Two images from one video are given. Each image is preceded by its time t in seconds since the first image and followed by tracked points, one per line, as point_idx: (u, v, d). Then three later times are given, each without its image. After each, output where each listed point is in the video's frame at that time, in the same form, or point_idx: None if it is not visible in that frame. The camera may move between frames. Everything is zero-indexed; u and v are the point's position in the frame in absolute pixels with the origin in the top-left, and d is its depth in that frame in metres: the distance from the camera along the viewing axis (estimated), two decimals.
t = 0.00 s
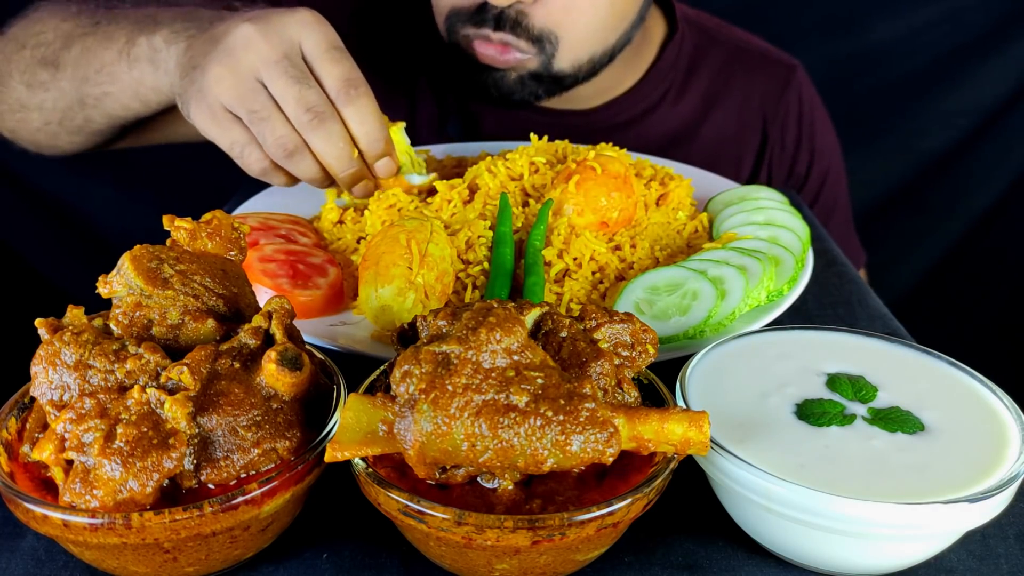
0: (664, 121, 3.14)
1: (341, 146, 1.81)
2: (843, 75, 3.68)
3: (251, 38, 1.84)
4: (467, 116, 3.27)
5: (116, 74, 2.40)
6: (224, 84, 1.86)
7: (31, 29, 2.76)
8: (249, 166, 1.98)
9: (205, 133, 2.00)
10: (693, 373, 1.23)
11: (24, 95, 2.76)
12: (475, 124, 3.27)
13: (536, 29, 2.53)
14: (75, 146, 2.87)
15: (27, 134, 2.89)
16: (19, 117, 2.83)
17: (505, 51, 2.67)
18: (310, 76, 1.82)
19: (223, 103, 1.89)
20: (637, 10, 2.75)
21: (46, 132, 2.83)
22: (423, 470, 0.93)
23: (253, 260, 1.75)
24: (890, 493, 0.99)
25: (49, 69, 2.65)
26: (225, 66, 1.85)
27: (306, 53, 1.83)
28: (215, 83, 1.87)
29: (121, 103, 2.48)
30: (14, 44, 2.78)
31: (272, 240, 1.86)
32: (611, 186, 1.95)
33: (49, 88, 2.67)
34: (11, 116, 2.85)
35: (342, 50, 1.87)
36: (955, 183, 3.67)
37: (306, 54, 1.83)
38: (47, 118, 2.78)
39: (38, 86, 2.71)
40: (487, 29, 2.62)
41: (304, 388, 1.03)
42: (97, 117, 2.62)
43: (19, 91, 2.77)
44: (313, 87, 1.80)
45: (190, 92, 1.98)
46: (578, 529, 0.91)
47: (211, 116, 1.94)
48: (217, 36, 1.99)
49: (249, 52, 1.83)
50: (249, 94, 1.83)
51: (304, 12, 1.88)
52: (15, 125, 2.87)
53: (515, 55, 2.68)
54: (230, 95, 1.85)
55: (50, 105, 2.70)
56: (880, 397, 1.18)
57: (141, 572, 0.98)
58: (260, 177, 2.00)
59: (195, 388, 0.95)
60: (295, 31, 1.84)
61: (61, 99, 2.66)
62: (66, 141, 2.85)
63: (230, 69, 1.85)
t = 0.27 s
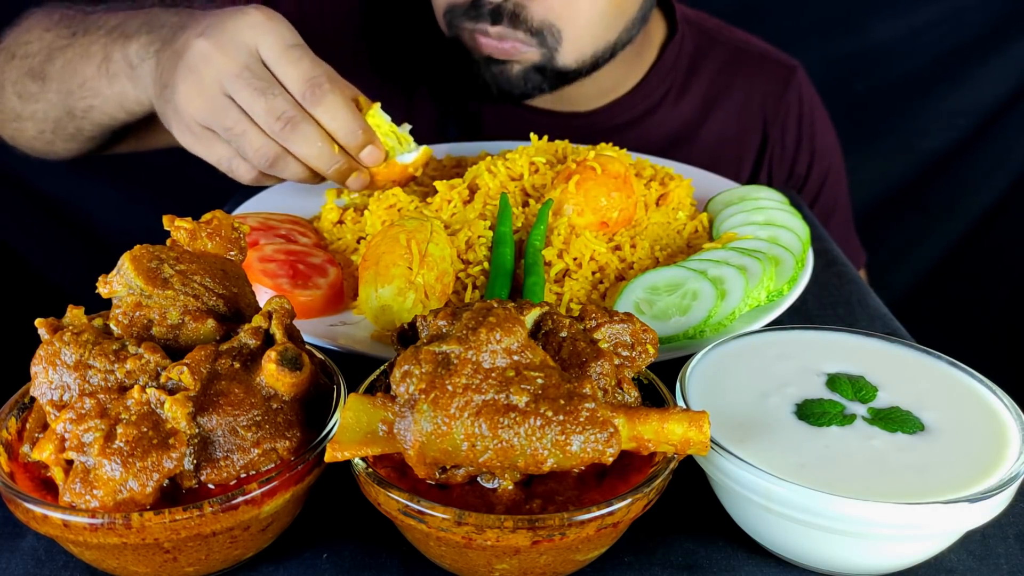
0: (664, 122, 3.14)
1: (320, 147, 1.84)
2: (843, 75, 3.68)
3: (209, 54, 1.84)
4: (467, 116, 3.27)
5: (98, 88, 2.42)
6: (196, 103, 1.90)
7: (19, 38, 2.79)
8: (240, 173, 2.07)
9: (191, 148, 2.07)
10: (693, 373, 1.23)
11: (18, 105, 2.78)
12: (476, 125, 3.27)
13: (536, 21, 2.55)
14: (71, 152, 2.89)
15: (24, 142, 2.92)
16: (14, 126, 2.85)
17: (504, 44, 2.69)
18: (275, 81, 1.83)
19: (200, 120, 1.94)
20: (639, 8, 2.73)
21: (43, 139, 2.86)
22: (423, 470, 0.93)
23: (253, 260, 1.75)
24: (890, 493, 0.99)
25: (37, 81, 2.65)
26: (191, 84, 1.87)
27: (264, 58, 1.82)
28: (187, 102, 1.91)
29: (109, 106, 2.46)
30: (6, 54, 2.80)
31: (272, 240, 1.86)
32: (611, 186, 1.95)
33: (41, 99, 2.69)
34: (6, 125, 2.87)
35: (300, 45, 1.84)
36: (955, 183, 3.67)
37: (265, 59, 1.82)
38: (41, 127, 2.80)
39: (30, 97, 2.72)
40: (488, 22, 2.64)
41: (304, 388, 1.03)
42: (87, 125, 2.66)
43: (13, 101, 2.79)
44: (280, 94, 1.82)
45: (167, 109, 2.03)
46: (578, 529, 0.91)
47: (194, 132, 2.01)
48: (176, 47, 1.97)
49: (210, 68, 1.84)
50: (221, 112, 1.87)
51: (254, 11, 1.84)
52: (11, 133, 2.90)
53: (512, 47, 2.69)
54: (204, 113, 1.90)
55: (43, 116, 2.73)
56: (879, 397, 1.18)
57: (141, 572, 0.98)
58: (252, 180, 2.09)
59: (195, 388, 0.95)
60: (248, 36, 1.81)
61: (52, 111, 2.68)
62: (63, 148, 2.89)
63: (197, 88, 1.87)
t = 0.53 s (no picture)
0: (664, 123, 3.14)
1: (322, 149, 1.86)
2: (842, 76, 3.68)
3: (207, 67, 1.87)
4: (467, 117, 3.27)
5: (95, 101, 2.46)
6: (198, 116, 1.94)
7: (14, 49, 2.79)
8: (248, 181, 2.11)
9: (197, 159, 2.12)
10: (694, 373, 1.23)
11: (16, 116, 2.79)
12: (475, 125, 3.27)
13: (532, 29, 2.55)
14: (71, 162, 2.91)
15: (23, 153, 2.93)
16: (12, 137, 2.86)
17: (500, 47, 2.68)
18: (273, 89, 1.85)
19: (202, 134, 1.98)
20: (635, 10, 2.73)
21: (42, 151, 2.87)
22: (423, 470, 0.93)
23: (253, 260, 1.75)
24: (890, 492, 0.99)
25: (34, 94, 2.67)
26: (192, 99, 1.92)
27: (259, 67, 1.84)
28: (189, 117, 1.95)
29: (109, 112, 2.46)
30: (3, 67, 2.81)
31: (272, 240, 1.86)
32: (611, 186, 1.95)
33: (38, 111, 2.70)
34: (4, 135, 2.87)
35: (293, 51, 1.85)
36: (955, 184, 3.67)
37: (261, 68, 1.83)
38: (40, 138, 2.81)
39: (27, 109, 2.73)
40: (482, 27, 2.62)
41: (303, 388, 1.03)
42: (83, 136, 2.68)
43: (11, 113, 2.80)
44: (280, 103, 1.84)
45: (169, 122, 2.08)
46: (578, 529, 0.91)
47: (198, 143, 2.06)
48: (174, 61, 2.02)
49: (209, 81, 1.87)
50: (222, 124, 1.91)
51: (245, 20, 1.86)
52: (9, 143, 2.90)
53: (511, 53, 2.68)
54: (207, 125, 1.94)
55: (41, 128, 2.74)
56: (880, 397, 1.18)
57: (141, 572, 0.98)
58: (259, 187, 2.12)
59: (195, 388, 0.95)
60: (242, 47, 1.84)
61: (50, 123, 2.69)
62: (62, 158, 2.90)
63: (198, 102, 1.91)
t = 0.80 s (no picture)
0: (664, 123, 3.14)
1: (346, 133, 1.87)
2: (842, 76, 3.68)
3: (225, 64, 1.88)
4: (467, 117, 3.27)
5: (104, 102, 2.47)
6: (221, 113, 1.95)
7: (16, 52, 2.80)
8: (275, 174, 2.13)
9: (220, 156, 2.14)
10: (693, 373, 1.23)
11: (20, 119, 2.80)
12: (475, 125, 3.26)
13: (525, 23, 2.55)
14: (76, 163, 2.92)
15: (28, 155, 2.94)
16: (17, 139, 2.87)
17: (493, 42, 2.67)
18: (292, 78, 1.85)
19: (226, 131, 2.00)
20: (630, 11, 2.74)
21: (47, 153, 2.89)
22: (423, 470, 0.93)
23: (253, 260, 1.75)
24: (890, 492, 0.99)
25: (38, 96, 2.67)
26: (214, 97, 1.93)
27: (276, 57, 1.83)
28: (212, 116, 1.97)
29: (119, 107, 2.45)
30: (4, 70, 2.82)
31: (272, 240, 1.86)
32: (611, 186, 1.95)
33: (43, 113, 2.71)
34: (8, 138, 2.88)
35: (307, 38, 1.84)
36: (955, 184, 3.67)
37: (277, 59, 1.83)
38: (44, 140, 2.83)
39: (32, 111, 2.74)
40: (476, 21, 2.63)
41: (304, 388, 1.03)
42: (90, 137, 2.70)
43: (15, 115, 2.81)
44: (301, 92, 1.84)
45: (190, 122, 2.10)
46: (578, 529, 0.91)
47: (221, 139, 2.07)
48: (188, 61, 2.02)
49: (228, 78, 1.88)
50: (247, 118, 1.92)
51: (256, 13, 1.86)
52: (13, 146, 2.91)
53: (504, 46, 2.67)
54: (230, 121, 1.95)
55: (46, 130, 2.75)
56: (880, 397, 1.18)
57: (141, 572, 0.98)
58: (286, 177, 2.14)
59: (195, 388, 0.95)
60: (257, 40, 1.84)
61: (55, 124, 2.71)
62: (67, 160, 2.91)
63: (219, 99, 1.92)
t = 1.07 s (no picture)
0: (663, 124, 3.14)
1: (386, 115, 1.90)
2: (842, 76, 3.67)
3: (262, 59, 1.91)
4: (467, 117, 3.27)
5: (122, 102, 2.50)
6: (262, 108, 1.99)
7: (22, 53, 2.79)
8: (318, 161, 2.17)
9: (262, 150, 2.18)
10: (693, 373, 1.23)
11: (30, 120, 2.81)
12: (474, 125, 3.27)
13: (522, 26, 2.54)
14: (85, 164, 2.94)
15: (35, 157, 2.95)
16: (26, 141, 2.88)
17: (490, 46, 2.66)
18: (328, 65, 1.88)
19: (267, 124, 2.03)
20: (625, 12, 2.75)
21: (56, 154, 2.90)
22: (423, 470, 0.93)
23: (253, 260, 1.75)
24: (890, 492, 0.99)
25: (49, 97, 2.69)
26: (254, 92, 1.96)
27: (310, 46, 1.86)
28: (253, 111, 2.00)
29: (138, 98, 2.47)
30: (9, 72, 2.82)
31: (272, 240, 1.86)
32: (611, 186, 1.95)
33: (54, 115, 2.73)
34: (16, 140, 2.89)
35: (338, 25, 1.86)
36: (955, 184, 3.67)
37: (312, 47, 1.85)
38: (54, 141, 2.85)
39: (43, 113, 2.76)
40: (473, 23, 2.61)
41: (304, 388, 1.03)
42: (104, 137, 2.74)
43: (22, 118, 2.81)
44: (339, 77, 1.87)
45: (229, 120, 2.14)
46: (578, 529, 0.91)
47: (264, 133, 2.10)
48: (220, 60, 2.05)
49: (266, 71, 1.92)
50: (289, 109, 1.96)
51: (286, 6, 1.89)
52: (20, 148, 2.92)
53: (501, 51, 2.66)
54: (271, 113, 1.99)
55: (57, 131, 2.77)
56: (880, 397, 1.18)
57: (141, 572, 0.98)
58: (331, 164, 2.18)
59: (195, 388, 0.95)
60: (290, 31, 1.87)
61: (67, 125, 2.73)
62: (76, 161, 2.94)
63: (259, 93, 1.96)
